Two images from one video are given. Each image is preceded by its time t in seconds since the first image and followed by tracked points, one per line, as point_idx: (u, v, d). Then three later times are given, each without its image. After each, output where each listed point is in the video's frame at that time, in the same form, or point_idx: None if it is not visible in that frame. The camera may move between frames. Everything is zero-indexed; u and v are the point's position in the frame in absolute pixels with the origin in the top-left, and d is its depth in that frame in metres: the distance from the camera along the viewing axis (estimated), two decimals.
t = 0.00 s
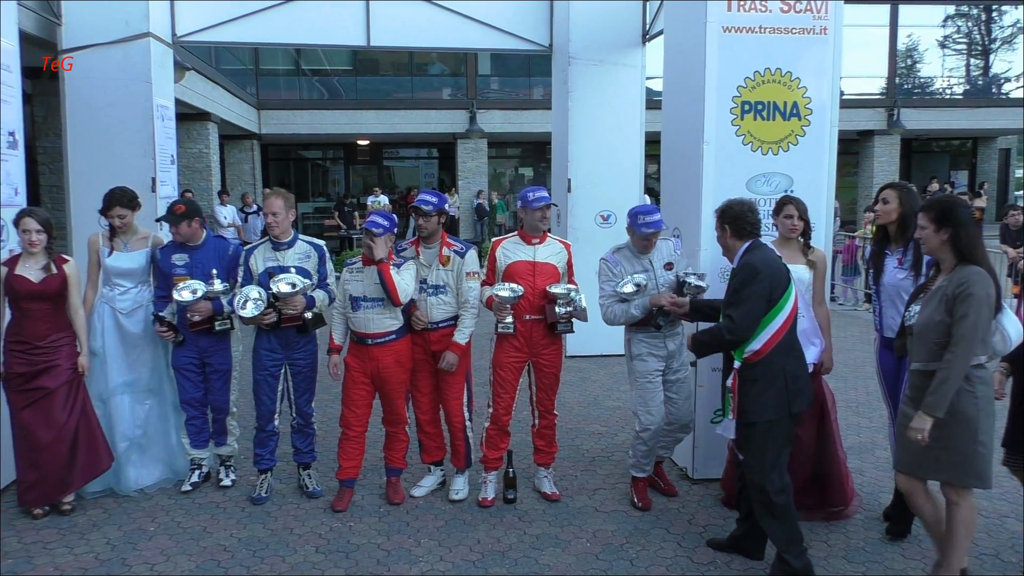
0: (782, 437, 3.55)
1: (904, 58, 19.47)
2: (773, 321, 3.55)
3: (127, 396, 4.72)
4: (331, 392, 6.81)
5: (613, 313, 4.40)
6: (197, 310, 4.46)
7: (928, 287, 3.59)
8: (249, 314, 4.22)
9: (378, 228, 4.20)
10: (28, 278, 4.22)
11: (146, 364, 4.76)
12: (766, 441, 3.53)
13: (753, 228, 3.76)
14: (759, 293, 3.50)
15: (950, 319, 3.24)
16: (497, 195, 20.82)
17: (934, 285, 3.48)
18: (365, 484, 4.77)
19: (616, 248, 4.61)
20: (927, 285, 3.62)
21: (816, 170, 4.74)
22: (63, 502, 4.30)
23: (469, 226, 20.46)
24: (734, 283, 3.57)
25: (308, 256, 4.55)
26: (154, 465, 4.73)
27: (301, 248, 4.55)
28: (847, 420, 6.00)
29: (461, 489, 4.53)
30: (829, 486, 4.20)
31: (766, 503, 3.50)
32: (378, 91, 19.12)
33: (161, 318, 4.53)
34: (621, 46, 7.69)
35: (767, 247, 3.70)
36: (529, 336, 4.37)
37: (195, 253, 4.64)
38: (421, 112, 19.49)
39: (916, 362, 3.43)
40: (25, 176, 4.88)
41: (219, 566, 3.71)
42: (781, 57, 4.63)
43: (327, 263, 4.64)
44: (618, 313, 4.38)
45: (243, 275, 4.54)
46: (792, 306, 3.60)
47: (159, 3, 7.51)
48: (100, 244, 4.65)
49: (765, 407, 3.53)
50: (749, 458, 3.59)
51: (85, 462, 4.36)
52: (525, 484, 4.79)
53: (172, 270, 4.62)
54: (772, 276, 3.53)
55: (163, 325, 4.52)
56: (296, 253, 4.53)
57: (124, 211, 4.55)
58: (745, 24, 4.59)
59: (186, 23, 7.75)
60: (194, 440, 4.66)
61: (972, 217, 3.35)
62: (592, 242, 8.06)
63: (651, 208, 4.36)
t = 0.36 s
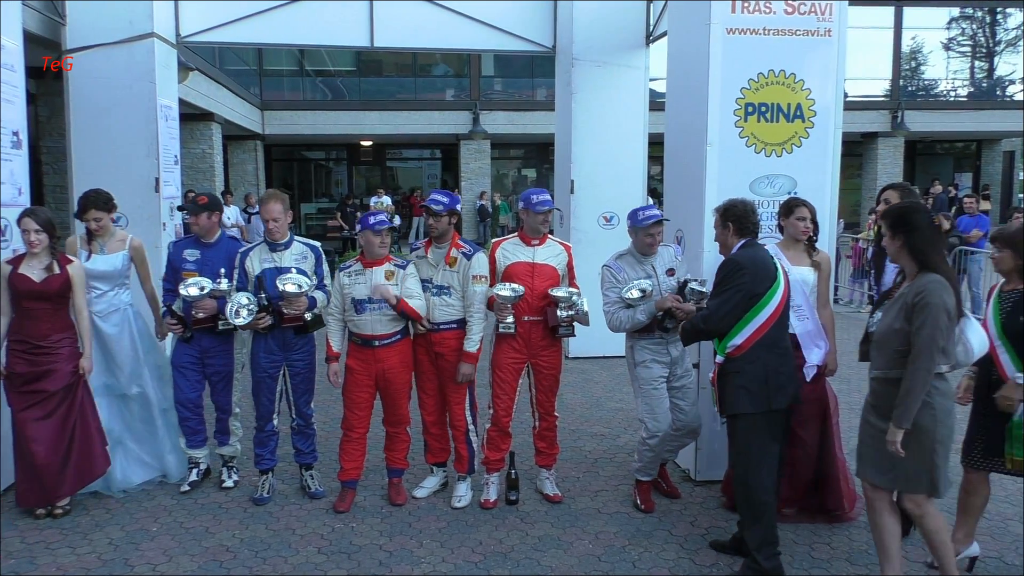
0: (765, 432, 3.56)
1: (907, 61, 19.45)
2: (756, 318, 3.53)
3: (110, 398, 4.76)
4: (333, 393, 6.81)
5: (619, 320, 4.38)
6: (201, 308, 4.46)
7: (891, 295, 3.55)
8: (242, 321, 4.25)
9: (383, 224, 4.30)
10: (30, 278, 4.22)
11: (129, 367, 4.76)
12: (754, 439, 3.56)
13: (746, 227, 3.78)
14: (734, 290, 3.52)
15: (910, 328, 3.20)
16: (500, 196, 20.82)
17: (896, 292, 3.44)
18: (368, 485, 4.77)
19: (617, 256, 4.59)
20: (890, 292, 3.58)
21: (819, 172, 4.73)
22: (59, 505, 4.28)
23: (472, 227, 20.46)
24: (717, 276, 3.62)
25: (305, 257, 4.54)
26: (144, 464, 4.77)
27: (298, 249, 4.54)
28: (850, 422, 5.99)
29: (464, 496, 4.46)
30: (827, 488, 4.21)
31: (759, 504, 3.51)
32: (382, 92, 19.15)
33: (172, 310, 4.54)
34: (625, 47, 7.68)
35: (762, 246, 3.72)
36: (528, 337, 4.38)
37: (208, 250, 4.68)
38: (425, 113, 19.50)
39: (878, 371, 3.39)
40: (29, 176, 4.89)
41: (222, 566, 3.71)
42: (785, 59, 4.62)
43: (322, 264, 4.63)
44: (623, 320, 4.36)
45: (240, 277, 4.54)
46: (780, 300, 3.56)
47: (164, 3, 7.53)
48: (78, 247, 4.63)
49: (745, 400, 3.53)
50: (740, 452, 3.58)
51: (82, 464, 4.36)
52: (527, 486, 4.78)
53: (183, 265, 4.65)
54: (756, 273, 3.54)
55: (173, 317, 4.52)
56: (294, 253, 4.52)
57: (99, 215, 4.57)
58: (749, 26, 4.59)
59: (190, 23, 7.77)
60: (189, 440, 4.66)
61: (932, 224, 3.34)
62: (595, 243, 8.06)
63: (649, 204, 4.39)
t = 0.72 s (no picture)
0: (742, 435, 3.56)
1: (909, 63, 19.45)
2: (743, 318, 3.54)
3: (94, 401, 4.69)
4: (334, 395, 6.81)
5: (614, 312, 4.40)
6: (199, 309, 4.46)
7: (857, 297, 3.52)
8: (235, 326, 4.33)
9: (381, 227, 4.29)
10: (33, 279, 4.22)
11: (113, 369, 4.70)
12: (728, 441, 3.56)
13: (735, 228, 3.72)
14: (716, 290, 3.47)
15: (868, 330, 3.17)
16: (501, 198, 20.83)
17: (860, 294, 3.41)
18: (369, 487, 4.76)
19: (617, 248, 4.60)
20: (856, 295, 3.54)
21: (821, 174, 4.72)
22: (61, 507, 4.27)
23: (473, 229, 20.47)
24: (705, 279, 3.56)
25: (303, 258, 4.54)
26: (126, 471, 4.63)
27: (296, 250, 4.54)
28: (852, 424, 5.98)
29: (466, 498, 4.45)
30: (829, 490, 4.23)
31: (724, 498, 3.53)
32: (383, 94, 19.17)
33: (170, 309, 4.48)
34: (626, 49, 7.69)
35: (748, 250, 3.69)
36: (528, 338, 4.38)
37: (205, 252, 4.67)
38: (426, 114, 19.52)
39: (842, 375, 3.35)
40: (32, 178, 4.89)
41: (223, 568, 3.70)
42: (787, 60, 4.62)
43: (321, 265, 4.64)
44: (619, 312, 4.37)
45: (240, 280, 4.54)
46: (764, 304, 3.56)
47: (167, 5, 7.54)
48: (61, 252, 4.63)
49: (724, 402, 3.52)
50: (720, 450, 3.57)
51: (86, 466, 4.36)
52: (529, 488, 4.77)
53: (180, 265, 4.64)
54: (741, 274, 3.51)
55: (170, 315, 4.47)
56: (292, 254, 4.51)
57: (81, 215, 4.55)
58: (751, 27, 4.58)
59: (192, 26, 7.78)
60: (180, 444, 4.61)
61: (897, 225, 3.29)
62: (597, 245, 8.06)
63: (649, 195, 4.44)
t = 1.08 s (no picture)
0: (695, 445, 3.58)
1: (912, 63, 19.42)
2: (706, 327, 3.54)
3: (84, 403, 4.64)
4: (336, 396, 6.81)
5: (616, 294, 4.44)
6: (188, 312, 4.43)
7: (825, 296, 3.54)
8: (238, 311, 4.22)
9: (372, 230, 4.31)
10: (33, 279, 4.22)
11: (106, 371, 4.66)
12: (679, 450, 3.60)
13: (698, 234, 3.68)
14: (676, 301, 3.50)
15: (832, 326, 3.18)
16: (503, 199, 20.82)
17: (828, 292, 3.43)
18: (371, 489, 4.75)
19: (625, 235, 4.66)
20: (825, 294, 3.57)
21: (825, 175, 4.71)
22: (62, 507, 4.28)
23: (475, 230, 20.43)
24: (669, 289, 3.55)
25: (303, 260, 4.55)
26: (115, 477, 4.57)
27: (296, 252, 4.54)
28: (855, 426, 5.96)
29: (468, 499, 4.45)
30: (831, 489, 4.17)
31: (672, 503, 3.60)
32: (386, 95, 19.19)
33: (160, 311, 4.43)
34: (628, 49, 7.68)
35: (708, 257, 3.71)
36: (529, 337, 4.37)
37: (187, 254, 4.62)
38: (428, 115, 19.53)
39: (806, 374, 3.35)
40: (34, 179, 4.89)
41: (225, 569, 3.70)
42: (790, 61, 4.61)
43: (321, 266, 4.65)
44: (620, 293, 4.41)
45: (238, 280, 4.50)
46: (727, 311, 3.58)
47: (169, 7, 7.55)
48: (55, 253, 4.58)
49: (682, 413, 3.54)
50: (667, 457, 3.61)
51: (87, 466, 4.36)
52: (532, 489, 4.77)
53: (162, 270, 4.57)
54: (703, 282, 3.51)
55: (160, 318, 4.42)
56: (292, 256, 4.51)
57: (75, 214, 4.53)
58: (754, 28, 4.58)
59: (195, 27, 7.79)
60: (178, 447, 4.58)
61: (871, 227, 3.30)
62: (599, 246, 8.05)
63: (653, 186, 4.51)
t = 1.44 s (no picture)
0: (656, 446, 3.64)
1: (914, 64, 19.42)
2: (649, 332, 3.54)
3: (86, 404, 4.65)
4: (339, 397, 6.81)
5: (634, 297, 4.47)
6: (183, 313, 4.41)
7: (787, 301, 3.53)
8: (242, 315, 4.22)
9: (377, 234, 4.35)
10: (32, 280, 4.23)
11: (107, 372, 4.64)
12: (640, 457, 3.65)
13: (642, 234, 3.67)
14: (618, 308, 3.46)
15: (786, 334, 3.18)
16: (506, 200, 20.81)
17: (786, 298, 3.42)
18: (374, 490, 4.75)
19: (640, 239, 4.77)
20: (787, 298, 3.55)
21: (828, 176, 4.71)
22: (66, 507, 4.30)
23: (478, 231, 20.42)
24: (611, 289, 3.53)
25: (306, 261, 4.55)
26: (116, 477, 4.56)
27: (299, 253, 4.54)
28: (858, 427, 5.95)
29: (470, 500, 4.44)
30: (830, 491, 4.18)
31: (644, 507, 3.63)
32: (388, 96, 19.22)
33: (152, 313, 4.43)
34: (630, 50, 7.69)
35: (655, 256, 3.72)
36: (531, 338, 4.37)
37: (175, 255, 4.58)
38: (431, 116, 19.54)
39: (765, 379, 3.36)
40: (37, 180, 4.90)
41: (228, 570, 3.70)
42: (793, 62, 4.61)
43: (324, 267, 4.65)
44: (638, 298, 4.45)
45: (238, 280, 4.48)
46: (670, 313, 3.59)
47: (173, 8, 7.56)
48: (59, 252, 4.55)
49: (636, 417, 3.56)
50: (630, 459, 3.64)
51: (90, 463, 4.37)
52: (534, 490, 4.77)
53: (150, 274, 4.52)
54: (647, 284, 3.50)
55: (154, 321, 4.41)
56: (295, 257, 4.52)
57: (86, 211, 4.48)
58: (757, 29, 4.57)
59: (198, 28, 7.80)
60: (179, 449, 4.57)
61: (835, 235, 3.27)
62: (601, 247, 8.06)
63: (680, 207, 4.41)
